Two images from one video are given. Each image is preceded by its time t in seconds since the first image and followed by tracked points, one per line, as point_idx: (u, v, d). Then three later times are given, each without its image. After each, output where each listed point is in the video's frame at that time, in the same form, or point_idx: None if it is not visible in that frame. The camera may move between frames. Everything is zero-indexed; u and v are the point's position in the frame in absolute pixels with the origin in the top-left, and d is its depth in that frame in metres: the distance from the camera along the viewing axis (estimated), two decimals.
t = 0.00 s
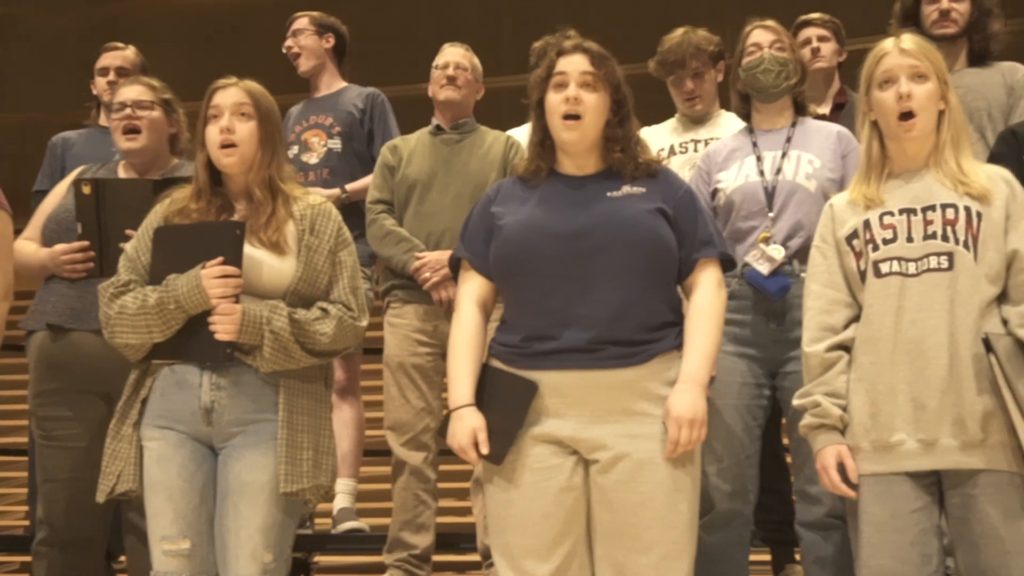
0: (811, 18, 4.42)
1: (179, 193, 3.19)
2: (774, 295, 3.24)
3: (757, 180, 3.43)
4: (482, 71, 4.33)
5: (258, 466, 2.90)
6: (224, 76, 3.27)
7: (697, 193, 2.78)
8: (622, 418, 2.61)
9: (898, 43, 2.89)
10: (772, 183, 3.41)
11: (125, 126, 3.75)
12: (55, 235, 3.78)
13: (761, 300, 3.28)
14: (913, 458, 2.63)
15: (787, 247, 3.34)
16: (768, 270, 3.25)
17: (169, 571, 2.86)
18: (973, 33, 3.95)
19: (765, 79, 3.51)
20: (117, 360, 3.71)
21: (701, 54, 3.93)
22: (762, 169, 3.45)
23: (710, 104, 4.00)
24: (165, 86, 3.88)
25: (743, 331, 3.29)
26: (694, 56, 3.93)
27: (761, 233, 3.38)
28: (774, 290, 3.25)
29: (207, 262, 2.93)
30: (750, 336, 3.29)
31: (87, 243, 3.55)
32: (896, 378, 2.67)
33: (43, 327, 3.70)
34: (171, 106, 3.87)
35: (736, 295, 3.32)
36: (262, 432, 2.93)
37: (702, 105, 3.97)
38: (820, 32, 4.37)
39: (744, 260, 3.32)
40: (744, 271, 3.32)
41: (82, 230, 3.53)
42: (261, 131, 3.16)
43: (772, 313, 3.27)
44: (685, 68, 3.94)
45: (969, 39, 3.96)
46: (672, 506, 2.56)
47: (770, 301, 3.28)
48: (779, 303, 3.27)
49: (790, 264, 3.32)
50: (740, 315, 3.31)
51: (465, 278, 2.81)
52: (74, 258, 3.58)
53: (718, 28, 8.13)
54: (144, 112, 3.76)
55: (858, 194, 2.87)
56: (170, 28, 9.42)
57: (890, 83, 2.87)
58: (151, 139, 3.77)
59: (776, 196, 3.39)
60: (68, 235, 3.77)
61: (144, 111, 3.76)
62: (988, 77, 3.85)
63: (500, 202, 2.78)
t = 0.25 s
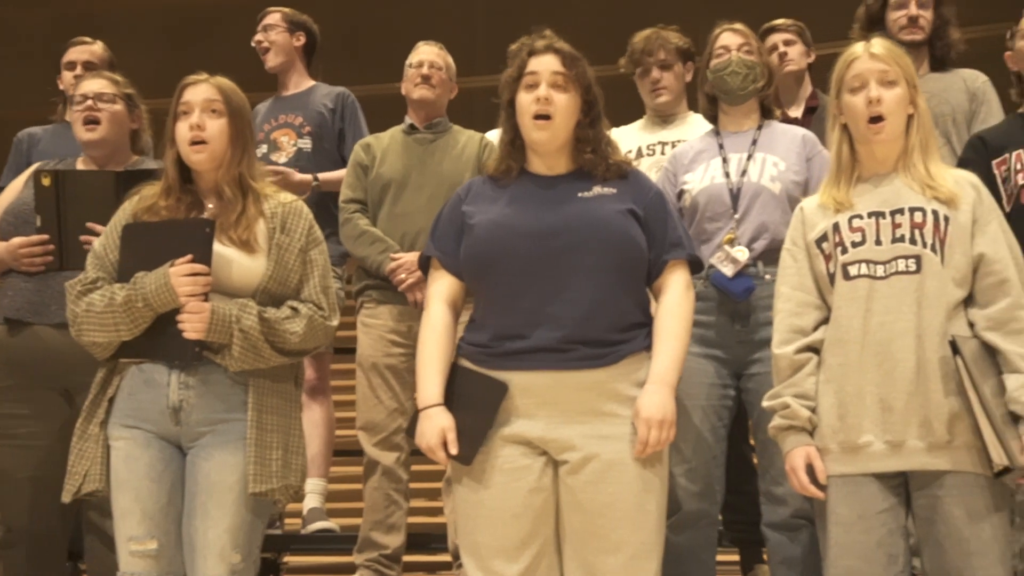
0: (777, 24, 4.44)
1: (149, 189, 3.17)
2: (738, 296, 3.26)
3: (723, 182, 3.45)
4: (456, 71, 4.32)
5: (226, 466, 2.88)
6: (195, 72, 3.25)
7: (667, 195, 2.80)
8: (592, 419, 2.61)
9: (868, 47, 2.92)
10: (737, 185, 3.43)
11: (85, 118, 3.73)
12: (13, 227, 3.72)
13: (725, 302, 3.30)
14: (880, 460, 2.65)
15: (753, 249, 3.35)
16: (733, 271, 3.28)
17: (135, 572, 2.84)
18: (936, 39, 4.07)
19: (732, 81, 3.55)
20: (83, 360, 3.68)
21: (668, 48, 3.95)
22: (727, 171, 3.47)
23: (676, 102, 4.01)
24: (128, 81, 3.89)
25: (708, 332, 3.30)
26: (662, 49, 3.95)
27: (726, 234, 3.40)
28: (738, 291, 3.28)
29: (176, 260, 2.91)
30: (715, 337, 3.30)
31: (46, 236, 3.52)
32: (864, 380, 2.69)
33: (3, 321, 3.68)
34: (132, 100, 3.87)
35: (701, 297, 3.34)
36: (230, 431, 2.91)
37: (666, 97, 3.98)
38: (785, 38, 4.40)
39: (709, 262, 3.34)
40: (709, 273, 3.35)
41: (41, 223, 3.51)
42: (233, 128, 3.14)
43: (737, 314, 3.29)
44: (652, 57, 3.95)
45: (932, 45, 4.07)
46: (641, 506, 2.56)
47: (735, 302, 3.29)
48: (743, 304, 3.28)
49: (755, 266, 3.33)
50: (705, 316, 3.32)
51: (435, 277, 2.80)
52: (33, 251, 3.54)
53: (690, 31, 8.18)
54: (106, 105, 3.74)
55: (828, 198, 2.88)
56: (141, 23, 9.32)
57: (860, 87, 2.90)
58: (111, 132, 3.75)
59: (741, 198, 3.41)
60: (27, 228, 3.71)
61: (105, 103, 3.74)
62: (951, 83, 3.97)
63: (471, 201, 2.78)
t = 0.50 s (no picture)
0: (748, 27, 4.47)
1: (118, 185, 3.15)
2: (700, 298, 3.29)
3: (688, 183, 3.46)
4: (430, 70, 4.30)
5: (194, 466, 2.86)
6: (167, 68, 3.23)
7: (637, 196, 2.80)
8: (560, 419, 2.61)
9: (838, 52, 2.94)
10: (702, 187, 3.44)
11: (47, 112, 3.79)
12: None
13: (688, 303, 3.33)
14: (846, 461, 2.67)
15: (716, 251, 3.37)
16: (696, 273, 3.31)
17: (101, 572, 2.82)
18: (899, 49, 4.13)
19: (700, 84, 3.58)
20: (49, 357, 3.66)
21: (636, 55, 3.96)
22: (693, 173, 3.48)
23: (643, 107, 4.02)
24: (91, 77, 3.94)
25: (672, 333, 3.31)
26: (630, 57, 3.96)
27: (690, 236, 3.42)
28: (701, 292, 3.31)
29: (145, 257, 2.89)
30: (678, 338, 3.31)
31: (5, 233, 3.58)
32: (831, 382, 2.71)
33: None
34: (95, 97, 3.94)
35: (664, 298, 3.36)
36: (198, 431, 2.90)
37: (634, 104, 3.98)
38: (756, 41, 4.41)
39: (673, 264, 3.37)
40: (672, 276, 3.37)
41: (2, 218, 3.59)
42: (204, 124, 3.12)
43: (700, 316, 3.31)
44: (619, 65, 3.96)
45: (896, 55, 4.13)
46: (610, 507, 2.57)
47: (698, 303, 3.32)
48: (706, 305, 3.31)
49: (718, 268, 3.36)
50: (668, 318, 3.34)
51: (404, 275, 2.79)
52: None
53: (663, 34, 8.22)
54: (68, 100, 3.80)
55: (798, 202, 2.90)
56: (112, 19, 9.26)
57: (830, 91, 2.92)
58: (72, 126, 3.82)
59: (706, 200, 3.43)
60: None
61: (68, 98, 3.80)
62: (916, 90, 4.01)
63: (442, 199, 2.77)
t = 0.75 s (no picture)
0: (718, 30, 4.50)
1: (81, 180, 3.12)
2: (659, 299, 3.29)
3: (649, 185, 3.48)
4: (400, 70, 4.30)
5: (157, 465, 2.84)
6: (132, 63, 3.21)
7: (603, 198, 2.82)
8: (524, 420, 2.62)
9: (804, 56, 2.96)
10: (663, 189, 3.47)
11: (4, 104, 3.76)
12: None
13: (646, 304, 3.34)
14: (808, 463, 2.69)
15: (675, 253, 3.39)
16: (654, 275, 3.32)
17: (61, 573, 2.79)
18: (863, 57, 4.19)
19: (664, 84, 3.60)
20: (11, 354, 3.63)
21: (598, 52, 4.00)
22: (654, 175, 3.50)
23: (603, 106, 4.03)
24: (51, 73, 3.92)
25: (630, 335, 3.32)
26: (592, 54, 3.99)
27: (649, 237, 3.44)
28: (659, 294, 3.31)
29: (108, 254, 2.87)
30: (637, 339, 3.33)
31: None
32: (793, 385, 2.73)
33: None
34: (54, 92, 3.92)
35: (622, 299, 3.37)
36: (161, 430, 2.88)
37: (595, 99, 4.01)
38: (727, 43, 4.44)
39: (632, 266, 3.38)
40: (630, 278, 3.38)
41: None
42: (170, 120, 3.10)
43: (658, 317, 3.33)
44: (581, 61, 3.99)
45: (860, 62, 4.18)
46: (573, 507, 2.58)
47: (656, 304, 3.33)
48: (665, 306, 3.32)
49: (677, 270, 3.38)
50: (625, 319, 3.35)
51: (369, 273, 2.78)
52: None
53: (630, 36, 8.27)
54: (26, 93, 3.78)
55: (762, 205, 2.92)
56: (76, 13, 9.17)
57: (795, 94, 2.95)
58: (29, 118, 3.79)
59: (666, 202, 3.45)
60: None
61: (26, 91, 3.78)
62: (878, 96, 4.06)
63: (408, 197, 2.77)
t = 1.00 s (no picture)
0: (690, 32, 4.54)
1: (44, 176, 3.10)
2: (618, 301, 3.31)
3: (611, 187, 3.50)
4: (369, 69, 4.30)
5: (119, 464, 2.82)
6: (98, 57, 3.18)
7: (570, 200, 2.83)
8: (488, 421, 2.62)
9: (772, 60, 2.99)
10: (625, 191, 3.48)
11: None
12: None
13: (606, 305, 3.36)
14: (770, 464, 2.71)
15: (636, 255, 3.41)
16: (614, 277, 3.33)
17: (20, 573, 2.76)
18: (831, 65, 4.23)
19: (629, 87, 3.61)
20: None
21: (563, 54, 4.00)
22: (616, 177, 3.52)
23: (564, 109, 4.06)
24: (10, 68, 3.91)
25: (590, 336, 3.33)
26: (557, 56, 4.00)
27: (610, 239, 3.45)
28: (619, 296, 3.33)
29: (71, 251, 2.85)
30: (596, 341, 3.34)
31: None
32: (756, 386, 2.74)
33: None
34: (14, 87, 3.90)
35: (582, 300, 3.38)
36: (124, 429, 2.86)
37: (556, 102, 4.03)
38: (699, 45, 4.49)
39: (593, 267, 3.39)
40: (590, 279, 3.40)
41: None
42: (136, 116, 3.08)
43: (617, 318, 3.34)
44: (546, 62, 3.99)
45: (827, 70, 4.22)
46: (537, 508, 2.58)
47: (616, 306, 3.35)
48: (624, 308, 3.34)
49: (637, 272, 3.39)
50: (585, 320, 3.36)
51: (335, 272, 2.77)
52: None
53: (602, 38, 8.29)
54: None
55: (728, 208, 2.94)
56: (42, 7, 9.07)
57: (762, 98, 2.97)
58: None
59: (627, 204, 3.46)
60: None
61: None
62: (846, 101, 4.10)
63: (374, 196, 2.76)
